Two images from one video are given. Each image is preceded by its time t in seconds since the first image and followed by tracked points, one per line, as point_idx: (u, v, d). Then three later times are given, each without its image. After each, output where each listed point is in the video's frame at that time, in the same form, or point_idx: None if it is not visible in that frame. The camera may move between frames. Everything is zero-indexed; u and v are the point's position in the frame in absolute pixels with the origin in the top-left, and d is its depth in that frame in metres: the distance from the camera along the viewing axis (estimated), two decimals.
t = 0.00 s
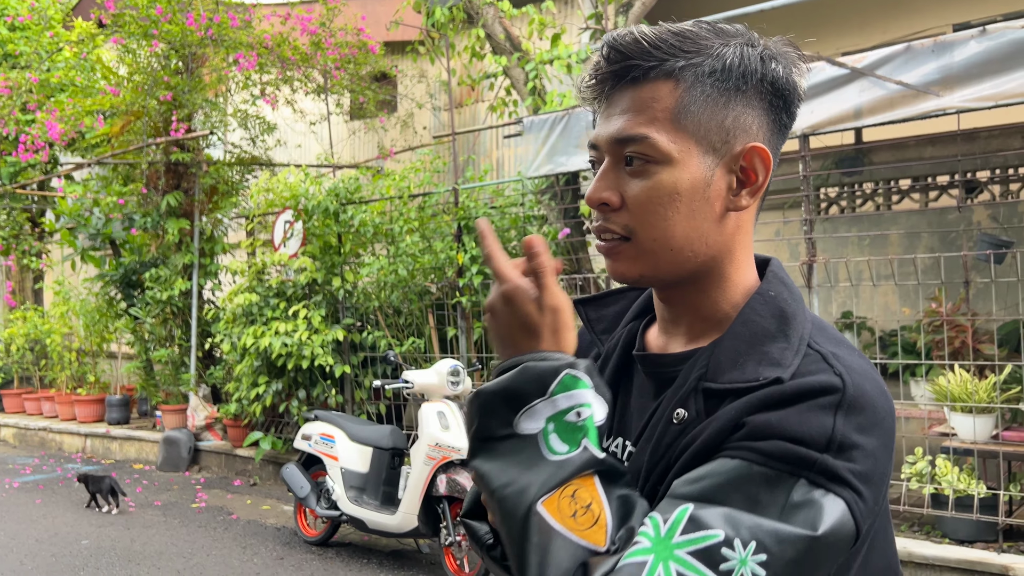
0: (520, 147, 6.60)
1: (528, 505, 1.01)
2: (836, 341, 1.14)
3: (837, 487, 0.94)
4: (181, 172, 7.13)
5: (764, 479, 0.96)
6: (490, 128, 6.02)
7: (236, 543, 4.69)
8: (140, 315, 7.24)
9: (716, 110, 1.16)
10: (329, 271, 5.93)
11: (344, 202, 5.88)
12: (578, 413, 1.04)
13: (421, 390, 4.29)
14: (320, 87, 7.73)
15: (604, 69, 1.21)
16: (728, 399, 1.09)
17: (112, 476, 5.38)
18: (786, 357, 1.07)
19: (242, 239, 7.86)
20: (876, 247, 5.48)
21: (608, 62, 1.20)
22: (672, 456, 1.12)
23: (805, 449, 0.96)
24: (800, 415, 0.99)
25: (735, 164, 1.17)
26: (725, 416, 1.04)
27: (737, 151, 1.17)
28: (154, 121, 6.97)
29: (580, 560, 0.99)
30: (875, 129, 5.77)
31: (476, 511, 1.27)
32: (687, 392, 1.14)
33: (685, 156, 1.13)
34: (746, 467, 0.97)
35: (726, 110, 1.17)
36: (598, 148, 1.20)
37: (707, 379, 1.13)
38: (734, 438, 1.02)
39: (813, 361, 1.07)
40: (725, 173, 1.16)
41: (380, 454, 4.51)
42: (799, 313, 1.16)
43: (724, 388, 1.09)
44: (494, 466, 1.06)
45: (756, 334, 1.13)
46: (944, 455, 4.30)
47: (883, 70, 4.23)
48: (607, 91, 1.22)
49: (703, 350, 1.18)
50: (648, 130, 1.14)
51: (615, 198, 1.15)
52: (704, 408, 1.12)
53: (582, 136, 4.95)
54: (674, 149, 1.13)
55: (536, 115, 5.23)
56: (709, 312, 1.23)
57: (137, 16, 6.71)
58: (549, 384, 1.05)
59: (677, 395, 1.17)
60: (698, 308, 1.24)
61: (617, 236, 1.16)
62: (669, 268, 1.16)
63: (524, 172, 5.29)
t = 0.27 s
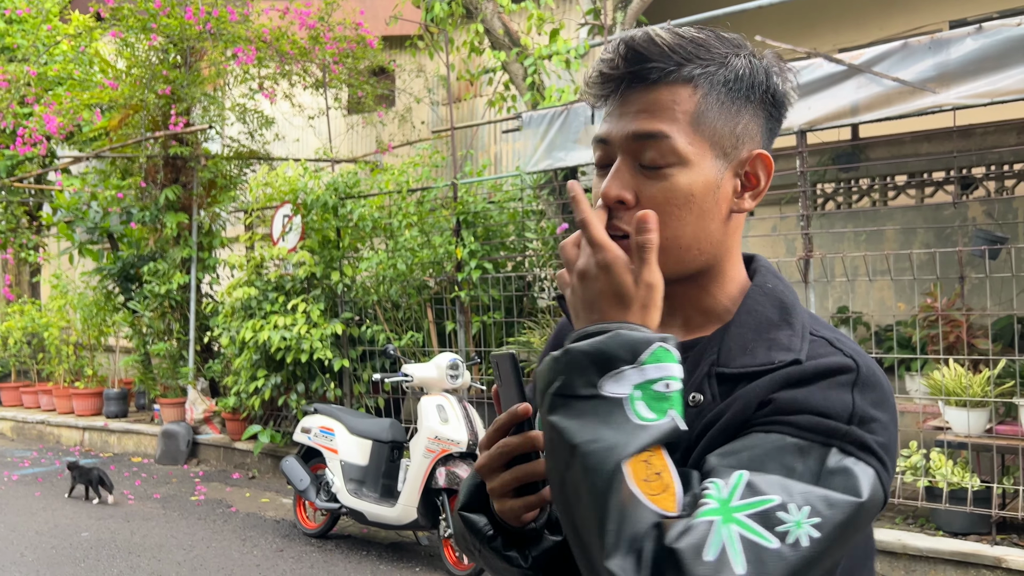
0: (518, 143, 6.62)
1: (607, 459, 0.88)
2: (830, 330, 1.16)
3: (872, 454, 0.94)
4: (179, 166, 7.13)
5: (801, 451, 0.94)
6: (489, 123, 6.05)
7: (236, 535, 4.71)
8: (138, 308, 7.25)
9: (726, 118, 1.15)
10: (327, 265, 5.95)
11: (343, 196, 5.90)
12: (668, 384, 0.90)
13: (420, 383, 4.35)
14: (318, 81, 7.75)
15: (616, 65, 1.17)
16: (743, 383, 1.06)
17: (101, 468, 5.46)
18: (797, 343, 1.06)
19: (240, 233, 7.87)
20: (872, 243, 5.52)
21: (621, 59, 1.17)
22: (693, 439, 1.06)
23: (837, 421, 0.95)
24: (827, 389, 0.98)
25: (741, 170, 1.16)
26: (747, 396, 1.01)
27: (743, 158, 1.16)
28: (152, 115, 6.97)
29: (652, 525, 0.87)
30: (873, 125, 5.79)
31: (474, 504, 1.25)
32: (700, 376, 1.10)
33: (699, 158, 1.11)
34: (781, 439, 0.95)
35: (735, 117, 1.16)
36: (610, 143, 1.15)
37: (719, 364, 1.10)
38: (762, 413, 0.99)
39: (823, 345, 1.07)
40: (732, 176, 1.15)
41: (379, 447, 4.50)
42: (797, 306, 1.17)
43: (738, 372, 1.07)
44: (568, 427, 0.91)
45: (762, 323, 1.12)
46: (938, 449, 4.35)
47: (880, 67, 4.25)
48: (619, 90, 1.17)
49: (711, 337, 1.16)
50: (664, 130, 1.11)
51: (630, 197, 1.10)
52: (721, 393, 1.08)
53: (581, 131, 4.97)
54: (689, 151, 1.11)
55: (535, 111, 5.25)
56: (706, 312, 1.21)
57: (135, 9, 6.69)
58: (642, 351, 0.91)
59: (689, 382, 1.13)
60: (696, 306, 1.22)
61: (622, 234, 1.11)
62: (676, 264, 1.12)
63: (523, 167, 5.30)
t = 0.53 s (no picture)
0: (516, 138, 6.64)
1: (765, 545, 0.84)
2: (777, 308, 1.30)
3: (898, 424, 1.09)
4: (178, 161, 7.13)
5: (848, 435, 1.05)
6: (487, 118, 6.07)
7: (235, 528, 4.74)
8: (136, 303, 7.25)
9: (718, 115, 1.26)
10: (327, 260, 5.98)
11: (342, 190, 5.91)
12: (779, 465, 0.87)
13: (420, 377, 4.37)
14: (317, 76, 7.79)
15: (630, 47, 1.20)
16: (750, 367, 1.13)
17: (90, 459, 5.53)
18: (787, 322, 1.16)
19: (238, 228, 7.88)
20: (868, 238, 5.56)
21: (634, 44, 1.20)
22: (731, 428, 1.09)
23: (856, 400, 1.09)
24: (842, 370, 1.11)
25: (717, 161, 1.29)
26: (774, 385, 1.09)
27: (722, 152, 1.30)
28: (151, 109, 6.98)
29: None
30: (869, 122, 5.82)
31: (468, 505, 1.17)
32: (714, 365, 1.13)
33: (704, 145, 1.21)
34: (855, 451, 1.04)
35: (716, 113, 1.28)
36: (625, 123, 1.18)
37: (722, 350, 1.15)
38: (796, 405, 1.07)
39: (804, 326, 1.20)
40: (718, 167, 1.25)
41: (379, 440, 4.55)
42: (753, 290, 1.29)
43: (743, 355, 1.14)
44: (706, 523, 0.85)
45: (744, 306, 1.20)
46: (932, 443, 4.39)
47: (877, 63, 4.27)
48: (641, 71, 1.19)
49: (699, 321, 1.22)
50: (682, 115, 1.18)
51: (660, 174, 1.16)
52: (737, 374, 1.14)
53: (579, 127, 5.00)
54: (699, 139, 1.20)
55: (533, 106, 5.28)
56: (679, 292, 1.25)
57: (133, 3, 6.67)
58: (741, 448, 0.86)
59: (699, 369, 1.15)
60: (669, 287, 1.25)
61: (647, 208, 1.16)
62: (675, 242, 1.19)
63: (522, 162, 5.32)
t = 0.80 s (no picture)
0: (514, 135, 6.67)
1: None
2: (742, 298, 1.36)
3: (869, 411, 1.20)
4: (177, 156, 7.14)
5: (828, 426, 1.16)
6: (486, 114, 6.09)
7: (234, 521, 4.77)
8: (135, 298, 7.27)
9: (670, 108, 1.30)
10: (325, 255, 6.01)
11: (341, 185, 5.93)
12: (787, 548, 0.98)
13: (417, 372, 4.43)
14: (315, 72, 7.82)
15: (580, 50, 1.24)
16: (730, 355, 1.19)
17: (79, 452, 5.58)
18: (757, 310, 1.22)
19: (236, 224, 7.90)
20: (864, 235, 5.60)
21: (582, 47, 1.24)
22: (725, 418, 1.15)
23: (831, 392, 1.18)
24: (816, 362, 1.21)
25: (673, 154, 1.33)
26: (759, 376, 1.16)
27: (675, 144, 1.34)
28: (150, 105, 6.98)
29: None
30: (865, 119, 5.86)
31: (469, 502, 1.18)
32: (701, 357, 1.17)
33: (662, 138, 1.25)
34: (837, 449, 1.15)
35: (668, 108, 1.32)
36: (585, 122, 1.21)
37: (703, 340, 1.19)
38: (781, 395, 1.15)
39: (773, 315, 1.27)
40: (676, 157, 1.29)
41: (378, 435, 4.53)
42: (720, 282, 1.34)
43: (722, 343, 1.18)
44: None
45: (715, 296, 1.25)
46: (926, 438, 4.42)
47: (872, 61, 4.29)
48: (593, 71, 1.22)
49: (673, 311, 1.25)
50: (637, 109, 1.22)
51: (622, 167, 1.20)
52: (719, 361, 1.19)
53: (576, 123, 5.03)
54: (656, 132, 1.23)
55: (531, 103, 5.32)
56: (648, 281, 1.28)
57: None
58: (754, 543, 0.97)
59: (684, 360, 1.18)
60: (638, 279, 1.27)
61: (614, 199, 1.19)
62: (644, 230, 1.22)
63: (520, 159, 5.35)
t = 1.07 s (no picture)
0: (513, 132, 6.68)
1: None
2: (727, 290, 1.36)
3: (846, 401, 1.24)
4: (176, 153, 7.14)
5: (809, 416, 1.19)
6: (485, 111, 6.11)
7: (235, 517, 4.80)
8: (135, 294, 7.28)
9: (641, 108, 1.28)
10: (325, 252, 6.02)
11: (340, 182, 5.96)
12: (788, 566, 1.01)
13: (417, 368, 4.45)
14: (315, 69, 7.85)
15: (544, 60, 1.24)
16: (716, 349, 1.20)
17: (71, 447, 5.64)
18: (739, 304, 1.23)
19: (236, 220, 7.90)
20: (862, 232, 5.63)
21: (546, 56, 1.24)
22: (713, 410, 1.17)
23: (811, 382, 1.21)
24: (797, 352, 1.23)
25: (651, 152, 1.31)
26: (743, 369, 1.18)
27: (652, 141, 1.31)
28: (149, 101, 6.98)
29: None
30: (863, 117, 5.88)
31: (467, 500, 1.20)
32: (689, 350, 1.18)
33: (630, 139, 1.23)
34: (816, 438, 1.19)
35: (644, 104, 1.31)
36: (551, 132, 1.23)
37: (690, 335, 1.20)
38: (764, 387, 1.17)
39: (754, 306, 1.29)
40: (648, 158, 1.28)
41: (378, 431, 4.56)
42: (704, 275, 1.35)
43: (708, 337, 1.19)
44: None
45: (699, 292, 1.26)
46: (923, 434, 4.45)
47: (870, 60, 4.32)
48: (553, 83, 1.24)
49: (658, 307, 1.25)
50: (600, 116, 1.21)
51: (584, 172, 1.20)
52: (705, 355, 1.20)
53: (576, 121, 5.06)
54: (622, 134, 1.22)
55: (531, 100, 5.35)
56: (631, 280, 1.28)
57: None
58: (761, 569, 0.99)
59: (671, 355, 1.19)
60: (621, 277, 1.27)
61: (578, 208, 1.20)
62: (613, 237, 1.22)
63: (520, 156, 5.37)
